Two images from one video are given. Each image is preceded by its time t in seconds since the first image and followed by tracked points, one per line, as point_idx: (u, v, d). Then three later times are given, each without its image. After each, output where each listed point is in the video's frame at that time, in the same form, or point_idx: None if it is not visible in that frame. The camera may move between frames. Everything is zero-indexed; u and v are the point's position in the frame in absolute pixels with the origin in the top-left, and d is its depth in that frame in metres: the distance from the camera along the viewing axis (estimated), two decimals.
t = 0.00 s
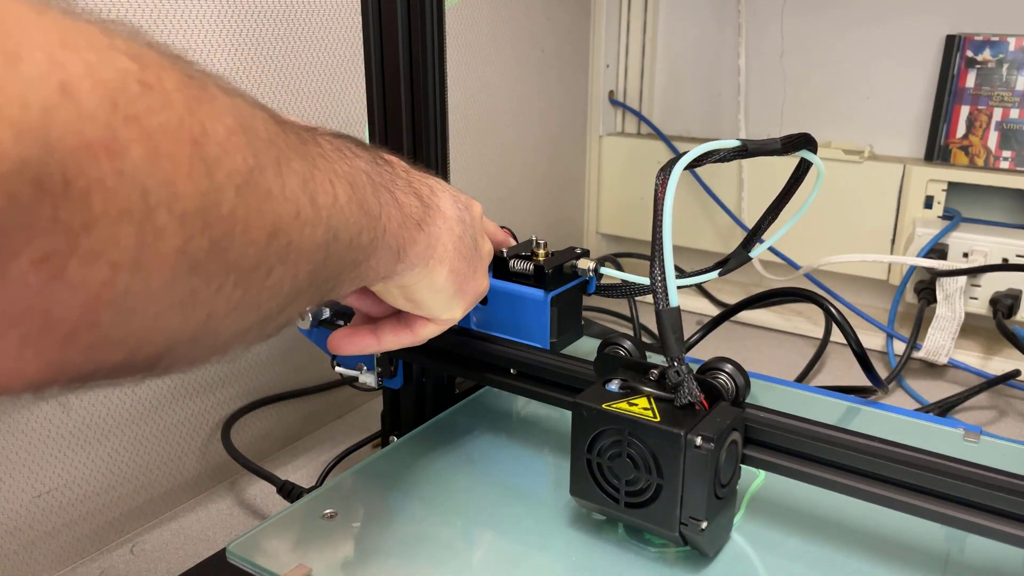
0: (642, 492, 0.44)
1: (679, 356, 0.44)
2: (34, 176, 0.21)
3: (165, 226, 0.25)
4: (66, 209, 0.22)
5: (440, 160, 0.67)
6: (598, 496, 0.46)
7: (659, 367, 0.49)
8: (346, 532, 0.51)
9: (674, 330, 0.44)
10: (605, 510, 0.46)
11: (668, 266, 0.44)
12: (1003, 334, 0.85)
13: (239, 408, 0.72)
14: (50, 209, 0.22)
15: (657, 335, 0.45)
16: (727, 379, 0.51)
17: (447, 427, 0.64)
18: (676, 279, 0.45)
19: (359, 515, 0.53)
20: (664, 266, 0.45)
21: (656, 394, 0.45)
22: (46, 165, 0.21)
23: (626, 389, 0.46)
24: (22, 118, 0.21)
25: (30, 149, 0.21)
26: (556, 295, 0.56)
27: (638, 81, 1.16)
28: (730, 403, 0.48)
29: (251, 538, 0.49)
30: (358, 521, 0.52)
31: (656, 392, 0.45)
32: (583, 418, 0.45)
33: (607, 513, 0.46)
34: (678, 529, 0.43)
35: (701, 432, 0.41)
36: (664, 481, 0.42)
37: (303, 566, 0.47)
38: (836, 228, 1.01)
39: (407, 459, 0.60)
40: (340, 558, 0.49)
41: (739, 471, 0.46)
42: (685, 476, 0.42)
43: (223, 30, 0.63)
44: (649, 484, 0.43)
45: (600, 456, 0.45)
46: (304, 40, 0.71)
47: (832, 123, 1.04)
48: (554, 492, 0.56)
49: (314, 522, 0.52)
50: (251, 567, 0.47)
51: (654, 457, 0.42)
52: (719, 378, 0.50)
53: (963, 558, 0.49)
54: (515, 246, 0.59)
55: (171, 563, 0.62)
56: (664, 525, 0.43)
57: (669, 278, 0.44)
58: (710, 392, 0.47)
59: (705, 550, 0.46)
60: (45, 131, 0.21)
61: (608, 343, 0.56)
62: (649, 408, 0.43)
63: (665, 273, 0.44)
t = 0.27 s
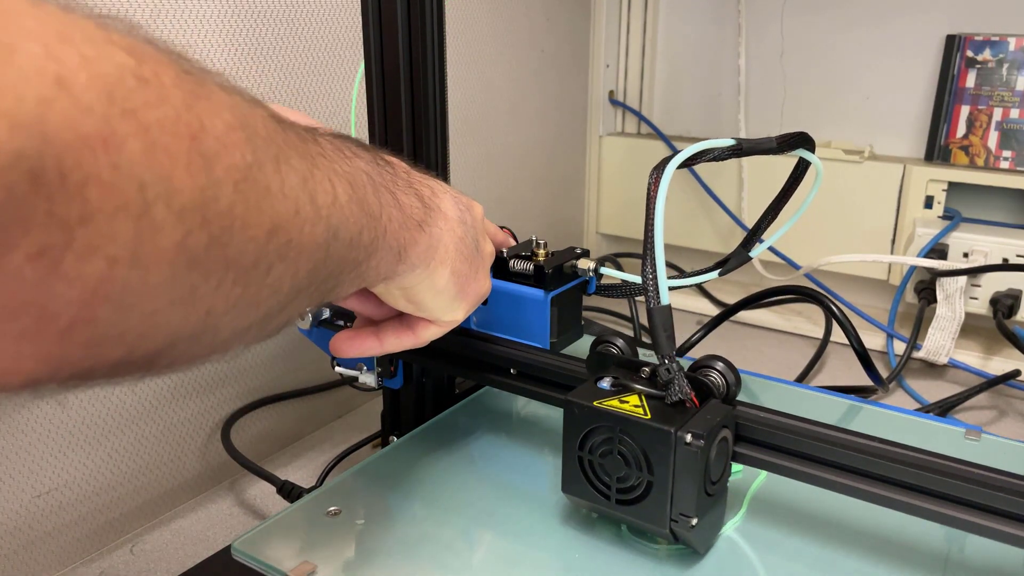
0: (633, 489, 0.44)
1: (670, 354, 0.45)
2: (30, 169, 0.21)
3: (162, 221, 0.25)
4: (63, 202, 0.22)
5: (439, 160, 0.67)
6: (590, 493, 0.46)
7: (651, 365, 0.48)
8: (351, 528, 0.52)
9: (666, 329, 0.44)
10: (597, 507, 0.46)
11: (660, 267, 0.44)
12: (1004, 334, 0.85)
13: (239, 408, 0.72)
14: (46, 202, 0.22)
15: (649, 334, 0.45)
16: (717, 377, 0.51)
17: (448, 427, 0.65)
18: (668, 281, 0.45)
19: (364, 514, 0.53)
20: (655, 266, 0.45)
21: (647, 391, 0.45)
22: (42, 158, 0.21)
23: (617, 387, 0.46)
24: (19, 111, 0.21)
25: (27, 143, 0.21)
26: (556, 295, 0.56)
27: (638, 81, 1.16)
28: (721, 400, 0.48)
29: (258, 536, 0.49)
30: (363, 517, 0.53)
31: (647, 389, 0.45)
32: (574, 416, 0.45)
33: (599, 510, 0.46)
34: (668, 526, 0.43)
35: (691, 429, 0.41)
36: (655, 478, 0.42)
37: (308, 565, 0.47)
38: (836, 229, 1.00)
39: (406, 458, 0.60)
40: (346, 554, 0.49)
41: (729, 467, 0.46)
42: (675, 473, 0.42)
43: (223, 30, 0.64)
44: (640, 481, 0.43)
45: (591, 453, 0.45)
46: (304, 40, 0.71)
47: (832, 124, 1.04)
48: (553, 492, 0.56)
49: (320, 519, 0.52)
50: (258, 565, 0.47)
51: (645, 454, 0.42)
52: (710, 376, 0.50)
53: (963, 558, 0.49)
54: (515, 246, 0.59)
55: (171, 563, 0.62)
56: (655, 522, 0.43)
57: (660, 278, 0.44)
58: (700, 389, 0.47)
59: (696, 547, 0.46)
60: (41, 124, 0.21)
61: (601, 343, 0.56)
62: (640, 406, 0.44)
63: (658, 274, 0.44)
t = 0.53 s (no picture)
0: (628, 488, 0.44)
1: (666, 352, 0.45)
2: (23, 175, 0.21)
3: (156, 226, 0.25)
4: (55, 208, 0.22)
5: (439, 160, 0.67)
6: (586, 492, 0.46)
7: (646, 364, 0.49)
8: (343, 534, 0.51)
9: (662, 328, 0.44)
10: (593, 506, 0.46)
11: (655, 268, 0.44)
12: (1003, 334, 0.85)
13: (239, 409, 0.72)
14: (38, 208, 0.22)
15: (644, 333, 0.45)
16: (714, 376, 0.50)
17: (449, 427, 0.65)
18: (664, 280, 0.45)
19: (357, 517, 0.53)
20: (651, 264, 0.45)
21: (643, 390, 0.45)
22: (34, 164, 0.21)
23: (613, 386, 0.46)
24: (12, 117, 0.21)
25: (19, 149, 0.21)
26: (557, 296, 0.56)
27: (638, 81, 1.16)
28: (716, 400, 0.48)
29: (248, 540, 0.49)
30: (356, 522, 0.52)
31: (643, 388, 0.45)
32: (570, 415, 0.45)
33: (595, 508, 0.46)
34: (664, 524, 0.43)
35: (687, 428, 0.41)
36: (650, 476, 0.42)
37: (301, 568, 0.47)
38: (836, 229, 1.00)
39: (406, 459, 0.60)
40: (336, 561, 0.48)
41: (724, 467, 0.46)
42: (670, 472, 0.42)
43: (223, 30, 0.64)
44: (635, 480, 0.43)
45: (587, 452, 0.45)
46: (304, 40, 0.71)
47: (833, 123, 1.04)
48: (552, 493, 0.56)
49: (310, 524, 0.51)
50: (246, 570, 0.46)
51: (641, 453, 0.42)
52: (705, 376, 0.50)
53: (963, 559, 0.49)
54: (516, 247, 0.59)
55: (171, 563, 0.62)
56: (650, 520, 0.43)
57: (655, 278, 0.44)
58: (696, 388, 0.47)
59: (690, 545, 0.46)
60: (33, 130, 0.21)
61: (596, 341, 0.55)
62: (636, 405, 0.44)
63: (653, 273, 0.45)
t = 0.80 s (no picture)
0: (614, 483, 0.44)
1: (651, 348, 0.45)
2: (20, 175, 0.21)
3: (153, 227, 0.25)
4: (52, 208, 0.22)
5: (439, 159, 0.67)
6: (573, 488, 0.46)
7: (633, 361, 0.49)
8: (342, 535, 0.51)
9: (648, 324, 0.45)
10: (580, 501, 0.46)
11: (641, 265, 0.44)
12: (1003, 334, 0.85)
13: (239, 408, 0.72)
14: (35, 208, 0.22)
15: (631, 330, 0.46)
16: (700, 373, 0.50)
17: (447, 427, 0.65)
18: (650, 277, 0.45)
19: (355, 519, 0.53)
20: (638, 262, 0.45)
21: (629, 386, 0.45)
22: (31, 165, 0.21)
23: (600, 382, 0.46)
24: (10, 117, 0.21)
25: (17, 149, 0.21)
26: (557, 295, 0.56)
27: (638, 82, 1.16)
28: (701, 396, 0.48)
29: (248, 541, 0.48)
30: (356, 523, 0.52)
31: (629, 384, 0.46)
32: (556, 411, 0.45)
33: (582, 504, 0.46)
34: (649, 519, 0.43)
35: (671, 423, 0.41)
36: (636, 472, 0.43)
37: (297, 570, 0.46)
38: (835, 229, 1.01)
39: (405, 459, 0.60)
40: (335, 562, 0.48)
41: (708, 461, 0.46)
42: (655, 467, 0.42)
43: (223, 30, 0.64)
44: (621, 475, 0.43)
45: (574, 447, 0.45)
46: (304, 41, 0.71)
47: (833, 123, 1.04)
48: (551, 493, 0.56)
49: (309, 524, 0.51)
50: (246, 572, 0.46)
51: (626, 448, 0.42)
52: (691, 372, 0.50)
53: (963, 559, 0.49)
54: (516, 246, 0.59)
55: (170, 563, 0.62)
56: (636, 515, 0.43)
57: (642, 275, 0.45)
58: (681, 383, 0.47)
59: (676, 539, 0.46)
60: (30, 131, 0.21)
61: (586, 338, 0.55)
62: (621, 401, 0.44)
63: (640, 270, 0.45)
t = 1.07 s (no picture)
0: (616, 483, 0.44)
1: (653, 349, 0.45)
2: (19, 174, 0.21)
3: (152, 226, 0.25)
4: (51, 207, 0.22)
5: (439, 159, 0.67)
6: (574, 488, 0.46)
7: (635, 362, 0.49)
8: (352, 529, 0.52)
9: (649, 324, 0.45)
10: (582, 501, 0.46)
11: (643, 264, 0.44)
12: (1003, 334, 0.85)
13: (239, 408, 0.72)
14: (33, 207, 0.22)
15: (633, 330, 0.46)
16: (701, 373, 0.50)
17: (447, 427, 0.65)
18: (651, 277, 0.45)
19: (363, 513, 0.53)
20: (639, 262, 0.45)
21: (630, 386, 0.45)
22: (30, 163, 0.21)
23: (601, 382, 0.46)
24: (9, 115, 0.21)
25: (16, 148, 0.21)
26: (557, 295, 0.56)
27: (638, 82, 1.16)
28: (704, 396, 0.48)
29: (258, 535, 0.49)
30: (364, 517, 0.53)
31: (630, 385, 0.46)
32: (558, 411, 0.45)
33: (584, 504, 0.46)
34: (650, 520, 0.43)
35: (673, 424, 0.41)
36: (637, 472, 0.43)
37: (308, 564, 0.47)
38: (835, 229, 1.01)
39: (405, 458, 0.60)
40: (345, 556, 0.49)
41: (710, 461, 0.46)
42: (657, 467, 0.42)
43: (223, 30, 0.64)
44: (623, 475, 0.43)
45: (575, 448, 0.45)
46: (304, 41, 0.71)
47: (833, 123, 1.04)
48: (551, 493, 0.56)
49: (319, 519, 0.52)
50: (257, 566, 0.47)
51: (627, 449, 0.42)
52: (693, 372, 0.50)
53: (963, 559, 0.49)
54: (516, 246, 0.59)
55: (171, 563, 0.62)
56: (637, 515, 0.43)
57: (643, 275, 0.45)
58: (682, 383, 0.47)
59: (677, 540, 0.46)
60: (29, 129, 0.21)
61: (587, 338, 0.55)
62: (623, 401, 0.44)
63: (641, 270, 0.45)
